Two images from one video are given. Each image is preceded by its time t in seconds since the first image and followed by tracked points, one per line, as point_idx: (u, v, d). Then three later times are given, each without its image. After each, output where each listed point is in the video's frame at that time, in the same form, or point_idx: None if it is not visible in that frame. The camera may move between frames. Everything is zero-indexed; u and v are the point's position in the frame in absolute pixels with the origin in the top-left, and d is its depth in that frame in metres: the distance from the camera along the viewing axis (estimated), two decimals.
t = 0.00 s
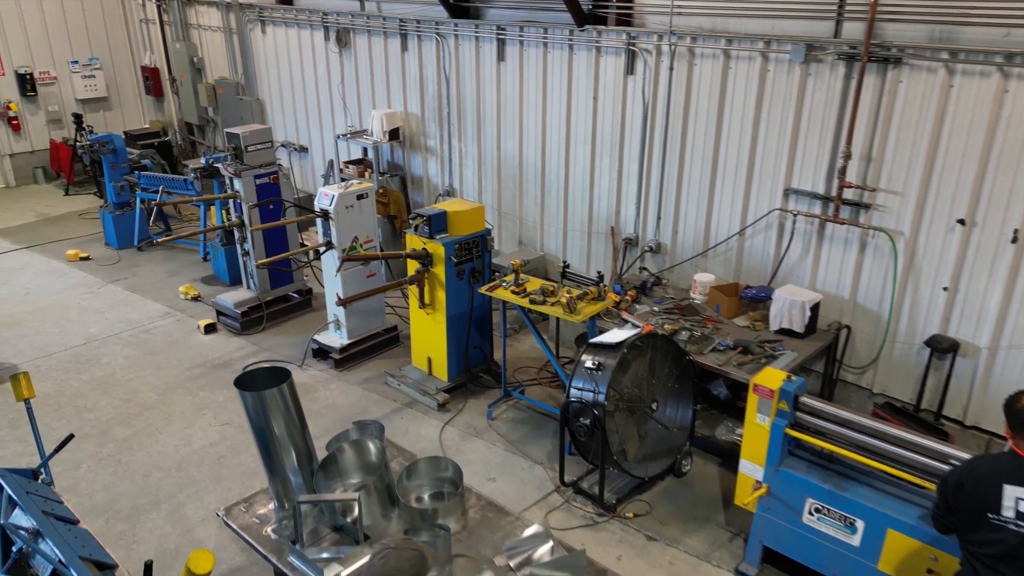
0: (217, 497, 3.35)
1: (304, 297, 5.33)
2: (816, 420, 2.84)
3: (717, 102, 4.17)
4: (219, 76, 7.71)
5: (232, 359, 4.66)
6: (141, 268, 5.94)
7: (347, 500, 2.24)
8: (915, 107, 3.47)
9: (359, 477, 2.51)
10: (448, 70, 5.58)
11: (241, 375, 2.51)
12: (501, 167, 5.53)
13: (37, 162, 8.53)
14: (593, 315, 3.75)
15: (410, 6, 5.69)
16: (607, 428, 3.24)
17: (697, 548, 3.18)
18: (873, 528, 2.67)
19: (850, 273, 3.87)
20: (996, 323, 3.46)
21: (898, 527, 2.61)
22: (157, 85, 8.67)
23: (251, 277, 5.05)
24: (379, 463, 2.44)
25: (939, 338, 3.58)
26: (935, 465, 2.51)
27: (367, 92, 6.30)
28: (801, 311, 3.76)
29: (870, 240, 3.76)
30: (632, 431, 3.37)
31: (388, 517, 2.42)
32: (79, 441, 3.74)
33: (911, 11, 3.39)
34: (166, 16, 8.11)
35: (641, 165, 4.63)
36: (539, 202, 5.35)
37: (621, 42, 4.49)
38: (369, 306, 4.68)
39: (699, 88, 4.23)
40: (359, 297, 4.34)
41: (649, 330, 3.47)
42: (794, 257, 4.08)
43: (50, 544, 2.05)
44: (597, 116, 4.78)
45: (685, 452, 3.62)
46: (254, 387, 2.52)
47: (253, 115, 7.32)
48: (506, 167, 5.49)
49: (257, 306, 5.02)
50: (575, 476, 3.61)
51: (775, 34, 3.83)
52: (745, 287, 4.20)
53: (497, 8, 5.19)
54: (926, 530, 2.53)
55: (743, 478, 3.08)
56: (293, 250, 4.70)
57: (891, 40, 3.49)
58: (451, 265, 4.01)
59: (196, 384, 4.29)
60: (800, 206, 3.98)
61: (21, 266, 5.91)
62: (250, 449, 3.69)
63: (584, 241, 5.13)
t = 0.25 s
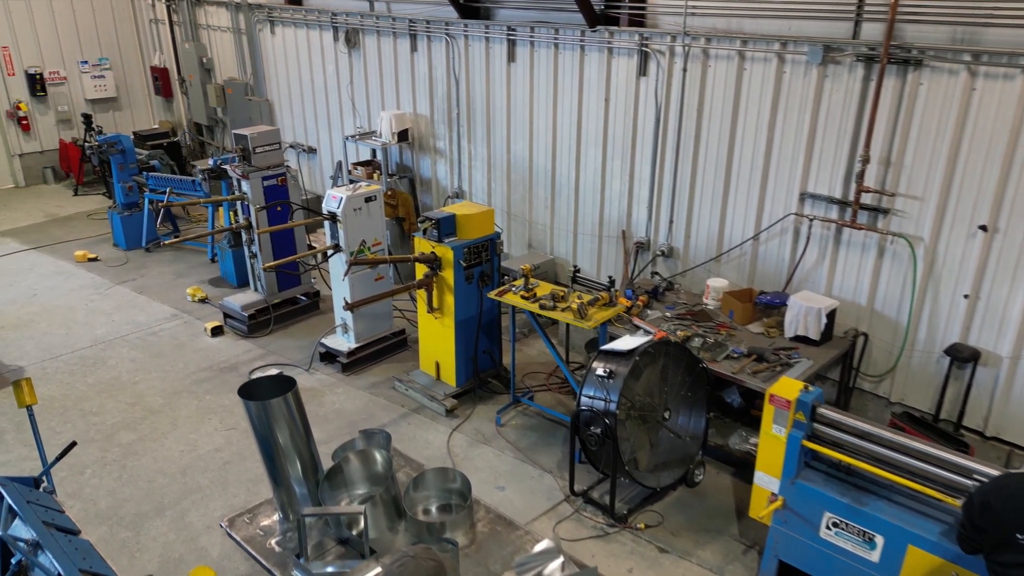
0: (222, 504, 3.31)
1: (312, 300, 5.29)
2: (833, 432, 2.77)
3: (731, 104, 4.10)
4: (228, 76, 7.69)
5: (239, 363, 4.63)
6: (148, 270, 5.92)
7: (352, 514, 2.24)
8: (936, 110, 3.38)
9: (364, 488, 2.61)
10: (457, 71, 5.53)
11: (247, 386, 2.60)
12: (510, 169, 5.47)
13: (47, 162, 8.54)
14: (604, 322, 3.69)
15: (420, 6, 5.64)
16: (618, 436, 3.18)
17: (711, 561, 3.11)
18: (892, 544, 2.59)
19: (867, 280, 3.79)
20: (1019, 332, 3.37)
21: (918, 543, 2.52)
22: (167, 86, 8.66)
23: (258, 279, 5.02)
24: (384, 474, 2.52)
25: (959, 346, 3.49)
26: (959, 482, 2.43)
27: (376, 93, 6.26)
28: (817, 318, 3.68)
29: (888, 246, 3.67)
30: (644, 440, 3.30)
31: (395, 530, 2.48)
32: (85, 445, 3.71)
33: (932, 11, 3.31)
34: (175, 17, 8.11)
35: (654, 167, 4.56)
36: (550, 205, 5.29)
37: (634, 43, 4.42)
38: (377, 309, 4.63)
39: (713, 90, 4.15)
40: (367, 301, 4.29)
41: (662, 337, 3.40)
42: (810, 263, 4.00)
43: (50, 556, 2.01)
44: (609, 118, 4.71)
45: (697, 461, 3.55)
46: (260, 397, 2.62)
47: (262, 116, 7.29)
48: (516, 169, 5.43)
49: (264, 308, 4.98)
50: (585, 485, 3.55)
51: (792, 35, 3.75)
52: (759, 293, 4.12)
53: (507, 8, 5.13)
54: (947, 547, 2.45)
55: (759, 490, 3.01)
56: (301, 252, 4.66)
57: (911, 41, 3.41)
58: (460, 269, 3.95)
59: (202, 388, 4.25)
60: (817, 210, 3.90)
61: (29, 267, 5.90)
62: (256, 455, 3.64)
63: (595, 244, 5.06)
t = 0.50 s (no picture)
0: (226, 511, 3.26)
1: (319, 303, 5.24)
2: (852, 445, 2.70)
3: (746, 107, 4.02)
4: (237, 77, 7.66)
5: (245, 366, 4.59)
6: (156, 271, 5.89)
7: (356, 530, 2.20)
8: (958, 114, 3.29)
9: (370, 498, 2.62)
10: (467, 72, 5.47)
11: (252, 395, 2.58)
12: (520, 171, 5.41)
13: (57, 161, 8.55)
14: (616, 328, 3.62)
15: (429, 7, 5.58)
16: (630, 446, 3.11)
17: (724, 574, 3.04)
18: (913, 561, 2.51)
19: (886, 286, 3.70)
20: None
21: (940, 560, 2.44)
22: (176, 86, 8.65)
23: (265, 281, 4.97)
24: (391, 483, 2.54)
25: (980, 356, 3.41)
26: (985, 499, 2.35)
27: (385, 94, 6.21)
28: (833, 325, 3.59)
29: (907, 252, 3.58)
30: (656, 450, 3.22)
31: (402, 543, 2.45)
32: (89, 450, 3.68)
33: (955, 12, 3.23)
34: (185, 17, 8.09)
35: (666, 170, 4.49)
36: (560, 208, 5.22)
37: (646, 44, 4.34)
38: (384, 313, 4.58)
39: (727, 92, 4.08)
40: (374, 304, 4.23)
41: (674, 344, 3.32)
42: (826, 269, 3.91)
43: (49, 569, 1.96)
44: (621, 120, 4.64)
45: (711, 471, 3.47)
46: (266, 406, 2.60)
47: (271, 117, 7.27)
48: (526, 171, 5.36)
49: (271, 311, 4.94)
50: (596, 495, 3.48)
51: (809, 36, 3.67)
52: (773, 299, 4.04)
53: (518, 9, 5.07)
54: (971, 565, 2.37)
55: (774, 503, 2.93)
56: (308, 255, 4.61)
57: (932, 43, 3.32)
58: (469, 273, 3.90)
59: (208, 391, 4.21)
60: (833, 215, 3.82)
61: (37, 267, 5.89)
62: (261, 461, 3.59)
63: (606, 248, 4.99)
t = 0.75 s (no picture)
0: (231, 519, 3.21)
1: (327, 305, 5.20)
2: (872, 458, 2.62)
3: (761, 109, 3.94)
4: (246, 77, 7.64)
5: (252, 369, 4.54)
6: (163, 272, 5.87)
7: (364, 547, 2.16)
8: (981, 117, 3.21)
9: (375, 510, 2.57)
10: (477, 73, 5.42)
11: (257, 405, 2.56)
12: (530, 173, 5.34)
13: (66, 162, 8.55)
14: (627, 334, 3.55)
15: (439, 7, 5.53)
16: (642, 456, 3.04)
17: None
18: None
19: (904, 293, 3.61)
20: None
21: None
22: (185, 86, 8.64)
23: (272, 284, 4.93)
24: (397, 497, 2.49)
25: (1002, 365, 3.33)
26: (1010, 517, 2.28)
27: (394, 95, 6.16)
28: (850, 333, 3.51)
29: (927, 258, 3.50)
30: (668, 460, 3.15)
31: (408, 557, 2.42)
32: (94, 454, 3.64)
33: (978, 13, 3.14)
34: (194, 17, 8.08)
35: (679, 173, 4.41)
36: (570, 211, 5.15)
37: (659, 45, 4.27)
38: (392, 317, 4.53)
39: (742, 93, 4.00)
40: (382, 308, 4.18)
41: (687, 352, 3.25)
42: (843, 275, 3.83)
43: None
44: (633, 122, 4.57)
45: (724, 481, 3.39)
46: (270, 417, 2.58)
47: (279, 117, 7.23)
48: (536, 173, 5.30)
49: (278, 314, 4.90)
50: (606, 505, 3.41)
51: (826, 37, 3.59)
52: (788, 306, 3.96)
53: (529, 9, 5.01)
54: None
55: (790, 516, 2.85)
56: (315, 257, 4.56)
57: (954, 44, 3.24)
58: (477, 277, 3.84)
59: (214, 395, 4.17)
60: (851, 220, 3.73)
61: (45, 268, 5.87)
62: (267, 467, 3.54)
63: (617, 252, 4.92)
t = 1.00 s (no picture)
0: (236, 527, 3.16)
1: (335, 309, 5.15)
2: (894, 474, 2.54)
3: (777, 112, 3.86)
4: (254, 78, 7.61)
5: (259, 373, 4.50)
6: (170, 274, 5.84)
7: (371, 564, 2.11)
8: (1005, 121, 3.12)
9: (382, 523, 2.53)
10: (486, 74, 5.36)
11: (261, 415, 2.55)
12: (540, 176, 5.28)
13: (75, 162, 8.55)
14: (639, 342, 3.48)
15: (449, 7, 5.48)
16: (655, 467, 2.97)
17: None
18: None
19: (924, 301, 3.52)
20: None
21: None
22: (194, 87, 8.62)
23: (280, 287, 4.89)
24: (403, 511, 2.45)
25: None
26: None
27: (403, 96, 6.11)
28: (868, 341, 3.43)
29: (948, 265, 3.41)
30: (681, 471, 3.08)
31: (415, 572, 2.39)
32: (99, 459, 3.60)
33: (1003, 13, 3.05)
34: (203, 18, 8.06)
35: (692, 176, 4.34)
36: (580, 214, 5.08)
37: (673, 46, 4.20)
38: (399, 321, 4.47)
39: (757, 96, 3.92)
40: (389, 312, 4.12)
41: (701, 360, 3.18)
42: (860, 282, 3.74)
43: None
44: (645, 124, 4.50)
45: (738, 493, 3.32)
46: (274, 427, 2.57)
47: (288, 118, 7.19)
48: (546, 176, 5.23)
49: (285, 317, 4.85)
50: (617, 516, 3.34)
51: (845, 39, 3.51)
52: (804, 312, 3.88)
53: (540, 10, 4.95)
54: None
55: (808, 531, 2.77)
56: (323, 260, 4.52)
57: (977, 46, 3.15)
58: (486, 282, 3.78)
59: (220, 400, 4.13)
60: (869, 226, 3.65)
61: (52, 269, 5.85)
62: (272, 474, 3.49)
63: (628, 256, 4.85)
